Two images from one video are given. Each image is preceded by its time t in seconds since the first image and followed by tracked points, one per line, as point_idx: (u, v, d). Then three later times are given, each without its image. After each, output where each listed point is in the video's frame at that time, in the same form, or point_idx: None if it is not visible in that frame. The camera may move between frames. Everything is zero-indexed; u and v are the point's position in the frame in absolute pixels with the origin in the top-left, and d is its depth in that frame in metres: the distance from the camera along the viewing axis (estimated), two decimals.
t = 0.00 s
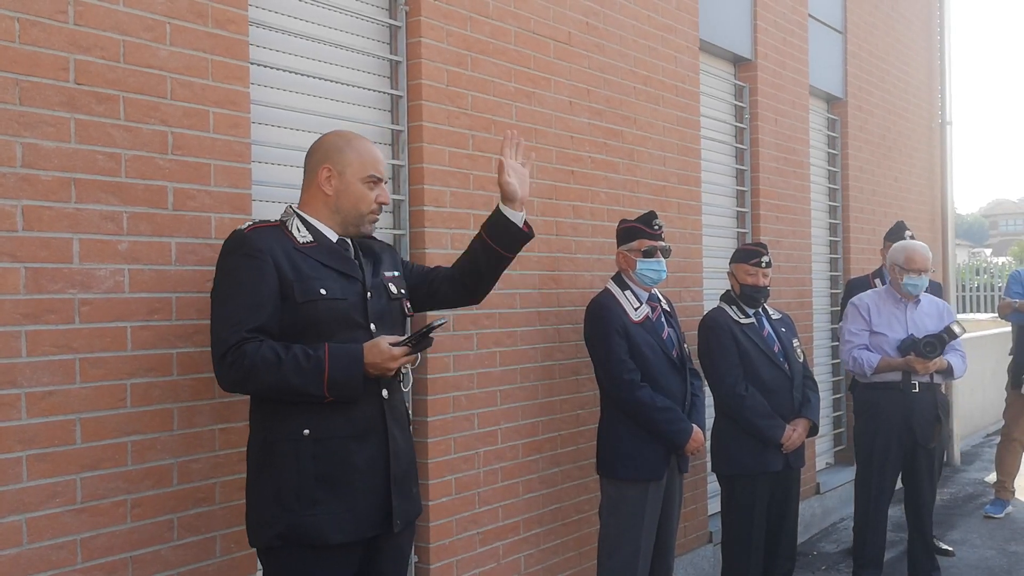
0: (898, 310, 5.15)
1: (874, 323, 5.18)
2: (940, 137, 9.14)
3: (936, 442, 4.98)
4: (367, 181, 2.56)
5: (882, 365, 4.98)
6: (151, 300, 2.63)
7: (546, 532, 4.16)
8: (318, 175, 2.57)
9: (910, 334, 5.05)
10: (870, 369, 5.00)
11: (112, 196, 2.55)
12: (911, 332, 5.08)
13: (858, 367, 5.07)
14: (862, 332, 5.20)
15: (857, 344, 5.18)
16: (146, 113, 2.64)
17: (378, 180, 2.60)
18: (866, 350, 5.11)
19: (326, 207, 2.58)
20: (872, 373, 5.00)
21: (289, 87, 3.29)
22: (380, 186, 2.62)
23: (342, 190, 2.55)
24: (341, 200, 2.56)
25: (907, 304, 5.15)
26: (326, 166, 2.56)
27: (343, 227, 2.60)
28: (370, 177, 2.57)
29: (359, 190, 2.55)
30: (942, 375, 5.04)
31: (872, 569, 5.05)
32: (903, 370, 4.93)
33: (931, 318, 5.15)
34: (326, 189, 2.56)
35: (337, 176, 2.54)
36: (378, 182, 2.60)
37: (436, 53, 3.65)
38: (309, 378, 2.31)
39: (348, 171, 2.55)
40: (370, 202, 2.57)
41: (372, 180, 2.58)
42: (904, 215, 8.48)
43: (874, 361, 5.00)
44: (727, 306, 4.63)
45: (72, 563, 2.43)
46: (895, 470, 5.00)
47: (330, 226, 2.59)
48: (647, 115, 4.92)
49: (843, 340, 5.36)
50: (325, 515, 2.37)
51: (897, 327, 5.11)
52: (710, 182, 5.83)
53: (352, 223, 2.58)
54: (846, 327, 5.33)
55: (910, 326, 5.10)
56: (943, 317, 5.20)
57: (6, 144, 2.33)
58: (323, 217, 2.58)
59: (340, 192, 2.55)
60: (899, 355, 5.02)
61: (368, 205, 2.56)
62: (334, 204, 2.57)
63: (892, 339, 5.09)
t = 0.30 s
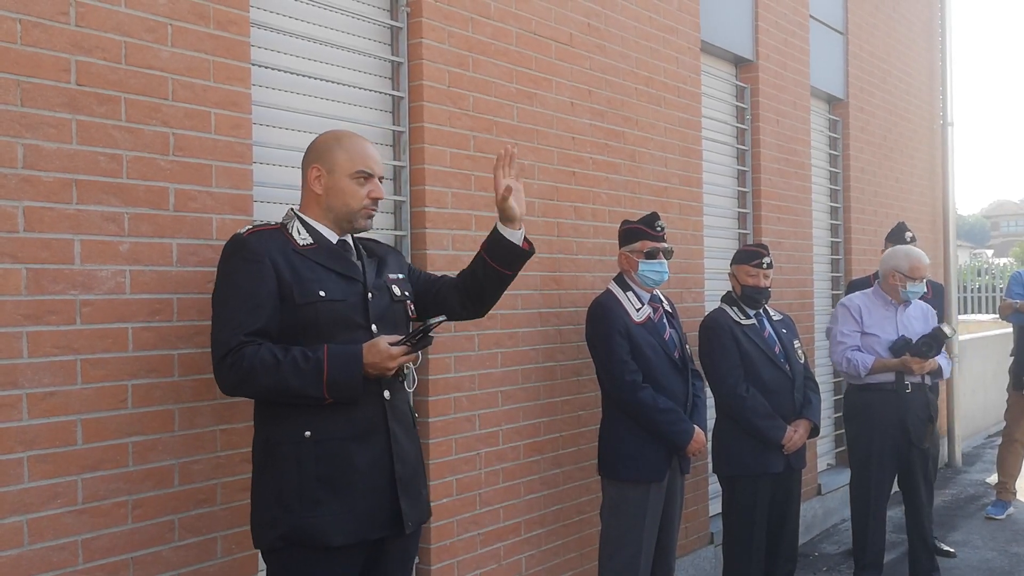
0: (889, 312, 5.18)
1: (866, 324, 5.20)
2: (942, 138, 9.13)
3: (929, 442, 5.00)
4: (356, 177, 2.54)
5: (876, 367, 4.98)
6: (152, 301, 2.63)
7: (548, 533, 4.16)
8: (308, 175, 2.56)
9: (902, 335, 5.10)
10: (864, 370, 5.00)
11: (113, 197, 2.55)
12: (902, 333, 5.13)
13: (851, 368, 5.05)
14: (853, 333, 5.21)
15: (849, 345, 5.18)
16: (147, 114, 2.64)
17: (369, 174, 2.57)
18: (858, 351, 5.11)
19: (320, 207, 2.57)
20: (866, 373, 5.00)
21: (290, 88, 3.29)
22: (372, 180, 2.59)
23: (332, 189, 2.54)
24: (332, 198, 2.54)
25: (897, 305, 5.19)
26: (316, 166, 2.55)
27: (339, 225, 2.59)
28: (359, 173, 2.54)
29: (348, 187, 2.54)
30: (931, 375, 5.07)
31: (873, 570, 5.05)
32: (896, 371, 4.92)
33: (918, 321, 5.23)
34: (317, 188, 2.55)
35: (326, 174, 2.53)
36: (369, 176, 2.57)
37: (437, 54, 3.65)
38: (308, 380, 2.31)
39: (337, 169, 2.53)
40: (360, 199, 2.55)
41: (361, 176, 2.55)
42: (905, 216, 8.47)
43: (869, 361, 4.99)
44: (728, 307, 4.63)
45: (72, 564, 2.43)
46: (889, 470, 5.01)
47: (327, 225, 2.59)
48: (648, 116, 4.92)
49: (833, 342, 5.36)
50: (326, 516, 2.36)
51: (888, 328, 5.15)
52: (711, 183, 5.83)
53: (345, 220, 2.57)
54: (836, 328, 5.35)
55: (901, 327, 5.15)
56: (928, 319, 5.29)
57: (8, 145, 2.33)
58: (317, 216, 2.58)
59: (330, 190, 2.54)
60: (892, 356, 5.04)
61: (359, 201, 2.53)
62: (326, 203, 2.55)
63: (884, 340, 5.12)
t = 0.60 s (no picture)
0: (882, 314, 5.23)
1: (860, 326, 5.22)
2: (941, 139, 9.14)
3: (922, 443, 5.05)
4: (325, 164, 2.54)
5: (873, 369, 5.00)
6: (151, 301, 2.63)
7: (548, 534, 4.16)
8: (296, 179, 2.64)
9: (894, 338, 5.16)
10: (862, 373, 5.01)
11: (113, 197, 2.55)
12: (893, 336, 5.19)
13: (848, 372, 5.05)
14: (848, 335, 5.21)
15: (844, 348, 5.17)
16: (147, 114, 2.64)
17: (337, 160, 2.55)
18: (855, 354, 5.11)
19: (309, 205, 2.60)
20: (864, 376, 5.00)
21: (289, 89, 3.29)
22: (343, 165, 2.55)
23: (310, 182, 2.56)
24: (311, 194, 2.58)
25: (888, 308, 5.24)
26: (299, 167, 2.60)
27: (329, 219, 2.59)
28: (326, 160, 2.54)
29: (318, 176, 2.54)
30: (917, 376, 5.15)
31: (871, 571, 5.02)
32: (891, 373, 4.96)
33: (906, 323, 5.29)
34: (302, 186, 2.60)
35: (301, 173, 2.58)
36: (337, 161, 2.55)
37: (437, 54, 3.65)
38: (303, 383, 2.31)
39: (311, 162, 2.56)
40: (331, 186, 2.54)
41: (330, 162, 2.55)
42: (904, 217, 8.47)
43: (867, 364, 5.00)
44: (728, 307, 4.63)
45: (72, 564, 2.43)
46: (884, 471, 5.02)
47: (321, 221, 2.60)
48: (648, 116, 4.92)
49: (825, 343, 5.34)
50: (321, 518, 2.37)
51: (881, 330, 5.19)
52: (711, 183, 5.83)
53: (328, 212, 2.56)
54: (828, 330, 5.34)
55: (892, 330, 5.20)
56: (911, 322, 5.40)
57: (7, 145, 2.33)
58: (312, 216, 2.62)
59: (308, 187, 2.58)
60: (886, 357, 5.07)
61: (327, 188, 2.52)
62: (309, 198, 2.58)
63: (878, 342, 5.14)
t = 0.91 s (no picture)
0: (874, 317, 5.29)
1: (857, 330, 5.24)
2: (941, 140, 9.15)
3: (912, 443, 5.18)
4: (308, 169, 2.56)
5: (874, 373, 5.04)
6: (151, 302, 2.63)
7: (547, 534, 4.16)
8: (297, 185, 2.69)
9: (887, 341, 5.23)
10: (864, 377, 5.02)
11: (113, 198, 2.55)
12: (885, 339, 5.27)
13: (850, 376, 5.05)
14: (848, 339, 5.22)
15: (845, 352, 5.17)
16: (147, 115, 2.64)
17: (319, 162, 2.55)
18: (855, 358, 5.12)
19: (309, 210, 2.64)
20: (866, 380, 5.02)
21: (289, 90, 3.29)
22: (324, 167, 2.55)
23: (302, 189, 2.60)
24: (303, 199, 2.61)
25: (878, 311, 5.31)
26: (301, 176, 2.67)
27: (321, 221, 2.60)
28: (308, 165, 2.56)
29: (305, 181, 2.57)
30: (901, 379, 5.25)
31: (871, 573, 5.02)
32: (888, 376, 5.03)
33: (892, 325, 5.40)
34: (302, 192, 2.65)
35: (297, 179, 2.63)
36: (319, 164, 2.55)
37: (437, 56, 3.65)
38: (279, 393, 2.31)
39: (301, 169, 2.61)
40: (314, 189, 2.55)
41: (313, 166, 2.56)
42: (904, 218, 8.48)
43: (869, 368, 5.03)
44: (728, 308, 4.63)
45: (72, 565, 2.43)
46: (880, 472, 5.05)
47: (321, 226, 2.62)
48: (647, 118, 4.92)
49: (822, 348, 5.32)
50: (312, 520, 2.37)
51: (874, 333, 5.25)
52: (710, 184, 5.83)
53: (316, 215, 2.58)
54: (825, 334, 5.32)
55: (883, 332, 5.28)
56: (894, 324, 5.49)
57: (7, 147, 2.33)
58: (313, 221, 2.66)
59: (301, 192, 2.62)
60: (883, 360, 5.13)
61: (310, 192, 2.54)
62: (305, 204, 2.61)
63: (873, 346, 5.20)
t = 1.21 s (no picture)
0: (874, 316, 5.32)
1: (866, 329, 5.21)
2: (940, 141, 9.16)
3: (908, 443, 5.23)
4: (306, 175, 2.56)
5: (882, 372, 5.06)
6: (151, 303, 2.64)
7: (547, 535, 4.16)
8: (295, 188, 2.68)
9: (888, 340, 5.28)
10: (874, 377, 5.02)
11: (113, 200, 2.55)
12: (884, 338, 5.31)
13: (861, 377, 5.02)
14: (859, 338, 5.17)
15: (857, 351, 5.13)
16: (147, 117, 2.64)
17: (316, 169, 2.54)
18: (866, 358, 5.11)
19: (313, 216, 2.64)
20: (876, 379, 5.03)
21: (289, 92, 3.30)
22: (321, 174, 2.54)
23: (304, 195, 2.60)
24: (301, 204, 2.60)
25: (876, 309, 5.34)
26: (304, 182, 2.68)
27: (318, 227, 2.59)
28: (307, 171, 2.56)
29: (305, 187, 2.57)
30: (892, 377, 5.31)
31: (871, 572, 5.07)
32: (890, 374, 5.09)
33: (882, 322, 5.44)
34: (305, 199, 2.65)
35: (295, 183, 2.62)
36: (316, 171, 2.54)
37: (436, 57, 3.65)
38: (221, 372, 2.27)
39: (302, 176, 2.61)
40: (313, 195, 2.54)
41: (311, 171, 2.56)
42: (904, 219, 8.49)
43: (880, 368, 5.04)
44: (728, 309, 4.64)
45: (71, 566, 2.43)
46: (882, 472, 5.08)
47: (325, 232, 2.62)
48: (647, 119, 4.93)
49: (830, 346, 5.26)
50: (304, 523, 2.37)
51: (876, 332, 5.27)
52: (710, 186, 5.84)
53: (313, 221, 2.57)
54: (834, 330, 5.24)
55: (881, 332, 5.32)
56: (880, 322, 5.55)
57: (7, 148, 2.34)
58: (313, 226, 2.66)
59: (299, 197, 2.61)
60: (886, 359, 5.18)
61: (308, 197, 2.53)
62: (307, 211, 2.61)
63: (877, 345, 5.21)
